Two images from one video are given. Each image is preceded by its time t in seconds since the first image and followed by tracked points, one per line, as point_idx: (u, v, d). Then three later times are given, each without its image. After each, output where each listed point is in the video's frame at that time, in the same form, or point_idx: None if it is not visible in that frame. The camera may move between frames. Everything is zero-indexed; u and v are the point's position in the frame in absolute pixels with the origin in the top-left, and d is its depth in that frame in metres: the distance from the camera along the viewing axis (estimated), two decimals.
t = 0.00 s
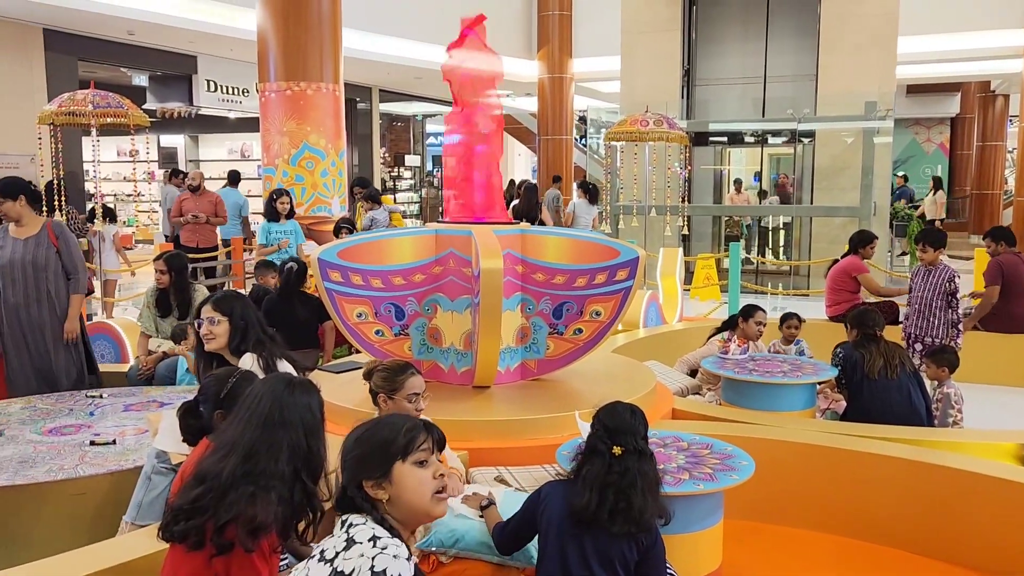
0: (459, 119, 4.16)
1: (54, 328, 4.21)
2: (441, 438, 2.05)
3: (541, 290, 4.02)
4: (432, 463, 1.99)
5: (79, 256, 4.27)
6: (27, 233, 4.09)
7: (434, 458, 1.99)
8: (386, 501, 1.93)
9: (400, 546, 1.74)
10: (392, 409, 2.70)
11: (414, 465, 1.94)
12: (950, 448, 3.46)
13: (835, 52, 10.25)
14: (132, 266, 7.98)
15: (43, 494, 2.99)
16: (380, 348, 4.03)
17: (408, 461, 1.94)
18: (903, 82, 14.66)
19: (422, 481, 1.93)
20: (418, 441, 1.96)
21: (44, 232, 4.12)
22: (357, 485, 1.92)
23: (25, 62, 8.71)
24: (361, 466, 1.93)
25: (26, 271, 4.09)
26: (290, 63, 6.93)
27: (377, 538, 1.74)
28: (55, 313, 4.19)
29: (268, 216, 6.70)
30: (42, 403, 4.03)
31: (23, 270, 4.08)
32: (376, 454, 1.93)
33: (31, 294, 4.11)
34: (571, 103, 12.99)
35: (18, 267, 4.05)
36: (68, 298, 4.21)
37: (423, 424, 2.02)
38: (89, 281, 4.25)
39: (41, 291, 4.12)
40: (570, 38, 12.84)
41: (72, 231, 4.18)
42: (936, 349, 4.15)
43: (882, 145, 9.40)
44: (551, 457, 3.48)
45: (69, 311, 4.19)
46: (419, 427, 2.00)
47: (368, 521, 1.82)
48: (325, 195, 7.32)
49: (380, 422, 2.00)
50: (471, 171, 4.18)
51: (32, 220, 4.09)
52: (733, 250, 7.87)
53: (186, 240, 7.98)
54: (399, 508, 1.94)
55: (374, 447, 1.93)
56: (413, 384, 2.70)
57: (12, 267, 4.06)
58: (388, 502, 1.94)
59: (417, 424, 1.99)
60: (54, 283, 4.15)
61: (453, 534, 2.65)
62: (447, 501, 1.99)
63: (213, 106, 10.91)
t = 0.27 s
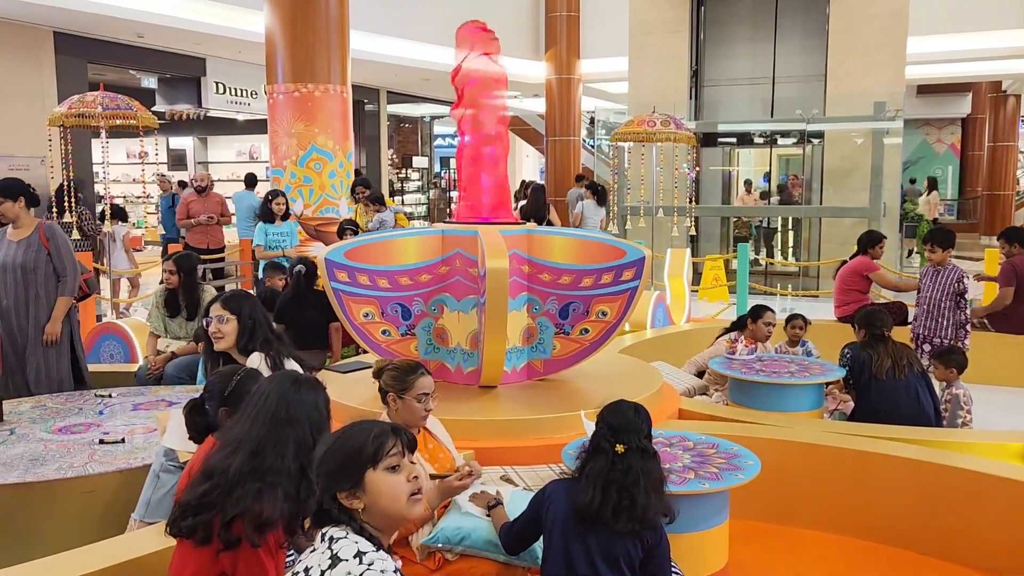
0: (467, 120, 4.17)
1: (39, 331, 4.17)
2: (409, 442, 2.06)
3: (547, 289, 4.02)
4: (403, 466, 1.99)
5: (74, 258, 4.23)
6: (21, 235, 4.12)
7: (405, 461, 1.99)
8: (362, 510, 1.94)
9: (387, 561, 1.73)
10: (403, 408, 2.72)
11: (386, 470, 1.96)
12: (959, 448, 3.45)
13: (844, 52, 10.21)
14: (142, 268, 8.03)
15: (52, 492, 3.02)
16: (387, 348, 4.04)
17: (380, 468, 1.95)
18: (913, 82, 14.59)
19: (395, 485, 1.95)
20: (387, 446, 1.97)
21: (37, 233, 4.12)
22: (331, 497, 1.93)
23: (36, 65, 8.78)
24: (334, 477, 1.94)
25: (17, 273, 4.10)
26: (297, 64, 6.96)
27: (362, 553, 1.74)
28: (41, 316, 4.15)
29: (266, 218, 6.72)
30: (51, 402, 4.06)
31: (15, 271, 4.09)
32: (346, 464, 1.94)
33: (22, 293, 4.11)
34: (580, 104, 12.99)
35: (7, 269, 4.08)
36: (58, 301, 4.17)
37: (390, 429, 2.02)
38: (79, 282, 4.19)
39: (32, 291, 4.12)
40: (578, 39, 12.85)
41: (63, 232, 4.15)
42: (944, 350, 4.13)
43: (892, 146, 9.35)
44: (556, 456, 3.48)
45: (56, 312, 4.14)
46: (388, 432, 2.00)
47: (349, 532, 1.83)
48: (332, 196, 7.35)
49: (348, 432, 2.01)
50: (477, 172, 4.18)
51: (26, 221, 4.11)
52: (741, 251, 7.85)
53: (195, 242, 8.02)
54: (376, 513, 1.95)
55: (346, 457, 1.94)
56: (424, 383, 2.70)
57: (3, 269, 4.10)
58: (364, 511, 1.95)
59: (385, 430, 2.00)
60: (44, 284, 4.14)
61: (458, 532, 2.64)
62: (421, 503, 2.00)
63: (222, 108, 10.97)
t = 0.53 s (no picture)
0: (473, 120, 4.17)
1: (26, 335, 4.11)
2: (351, 472, 1.80)
3: (551, 289, 4.02)
4: (341, 502, 1.75)
5: (66, 263, 4.13)
6: (13, 238, 4.07)
7: (343, 497, 1.75)
8: (294, 548, 1.71)
9: None
10: (409, 408, 2.72)
11: (322, 508, 1.71)
12: (963, 448, 3.43)
13: (850, 52, 10.17)
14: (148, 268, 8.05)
15: (56, 492, 3.03)
16: (391, 349, 4.05)
17: (315, 505, 1.70)
18: (920, 82, 14.55)
19: (332, 527, 1.71)
20: (325, 482, 1.72)
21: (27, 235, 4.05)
22: (262, 535, 1.70)
23: (43, 66, 8.83)
24: (264, 513, 1.70)
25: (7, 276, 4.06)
26: (303, 66, 6.98)
27: None
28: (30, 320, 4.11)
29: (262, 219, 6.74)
30: (56, 402, 4.08)
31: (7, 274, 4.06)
32: (278, 500, 1.69)
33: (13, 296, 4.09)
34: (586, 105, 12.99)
35: None
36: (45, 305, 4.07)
37: (332, 459, 1.77)
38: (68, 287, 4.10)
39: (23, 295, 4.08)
40: (584, 39, 12.85)
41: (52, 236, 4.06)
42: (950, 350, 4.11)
43: (899, 145, 9.36)
44: (560, 457, 3.48)
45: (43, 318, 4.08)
46: (327, 465, 1.74)
47: None
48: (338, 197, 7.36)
49: (287, 459, 1.75)
50: (482, 173, 4.18)
51: (21, 224, 4.07)
52: (748, 251, 7.84)
53: (201, 243, 8.06)
54: (307, 555, 1.72)
55: (278, 492, 1.69)
56: (432, 384, 2.69)
57: None
58: (295, 548, 1.72)
59: (325, 463, 1.74)
60: (34, 288, 4.09)
61: (462, 530, 2.63)
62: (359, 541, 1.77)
63: (228, 110, 11.01)
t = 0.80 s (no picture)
0: (475, 120, 4.19)
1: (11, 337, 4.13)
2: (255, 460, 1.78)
3: (554, 287, 4.05)
4: (247, 490, 1.72)
5: (50, 266, 4.13)
6: (1, 239, 4.11)
7: (249, 483, 1.72)
8: (193, 536, 1.66)
9: None
10: (415, 404, 2.75)
11: (227, 496, 1.68)
12: (963, 442, 3.46)
13: (851, 49, 10.18)
14: (153, 267, 8.10)
15: (64, 488, 3.06)
16: (395, 346, 4.08)
17: (219, 493, 1.67)
18: (922, 79, 14.56)
19: (236, 515, 1.67)
20: (233, 468, 1.69)
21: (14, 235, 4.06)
22: (160, 523, 1.65)
23: (48, 67, 8.87)
24: (164, 500, 1.65)
25: None
26: (306, 65, 7.01)
27: None
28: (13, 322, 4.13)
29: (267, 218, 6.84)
30: (62, 399, 4.12)
31: None
32: (179, 487, 1.65)
33: None
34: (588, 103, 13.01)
35: None
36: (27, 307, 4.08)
37: (238, 446, 1.74)
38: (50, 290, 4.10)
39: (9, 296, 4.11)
40: (587, 38, 12.87)
41: (36, 237, 4.05)
42: (951, 346, 4.13)
43: (901, 142, 9.37)
44: (562, 452, 3.51)
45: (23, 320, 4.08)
46: (236, 451, 1.72)
47: None
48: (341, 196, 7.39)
49: (190, 444, 1.71)
50: (485, 172, 4.21)
51: (12, 225, 4.12)
52: (750, 249, 7.86)
53: (208, 243, 8.06)
54: (207, 545, 1.68)
55: (180, 478, 1.65)
56: (438, 381, 2.72)
57: None
58: (195, 537, 1.67)
59: (231, 448, 1.71)
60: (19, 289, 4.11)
61: (465, 525, 2.66)
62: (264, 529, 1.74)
63: (232, 109, 11.05)
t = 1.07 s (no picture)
0: (477, 119, 4.24)
1: None
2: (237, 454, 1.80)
3: (556, 283, 4.09)
4: (229, 485, 1.74)
5: (33, 265, 4.15)
6: None
7: (231, 478, 1.74)
8: (175, 529, 1.68)
9: None
10: (420, 399, 2.78)
11: (209, 491, 1.70)
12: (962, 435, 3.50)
13: (852, 46, 10.21)
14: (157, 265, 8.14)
15: (74, 483, 3.10)
16: (400, 342, 4.13)
17: (202, 487, 1.68)
18: (922, 76, 14.57)
19: (218, 510, 1.69)
20: (216, 463, 1.71)
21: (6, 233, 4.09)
22: (141, 514, 1.66)
23: (52, 67, 8.91)
24: (143, 493, 1.66)
25: None
26: (309, 64, 7.05)
27: None
28: None
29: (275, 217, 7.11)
30: (69, 396, 4.16)
31: None
32: (161, 480, 1.66)
33: None
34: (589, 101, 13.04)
35: None
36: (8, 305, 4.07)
37: (222, 440, 1.76)
38: (32, 289, 4.10)
39: None
40: (588, 36, 12.90)
41: (22, 236, 4.08)
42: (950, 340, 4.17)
43: (901, 139, 9.34)
44: (565, 446, 3.55)
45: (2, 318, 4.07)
46: (218, 446, 1.74)
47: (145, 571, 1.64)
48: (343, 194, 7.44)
49: (172, 438, 1.72)
50: (488, 170, 4.25)
51: None
52: (750, 245, 7.90)
53: (216, 241, 8.22)
54: (187, 537, 1.69)
55: (162, 471, 1.66)
56: (442, 376, 2.74)
57: None
58: (176, 529, 1.69)
59: (213, 444, 1.73)
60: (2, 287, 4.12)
61: (471, 518, 2.68)
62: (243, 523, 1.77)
63: (234, 108, 11.08)
